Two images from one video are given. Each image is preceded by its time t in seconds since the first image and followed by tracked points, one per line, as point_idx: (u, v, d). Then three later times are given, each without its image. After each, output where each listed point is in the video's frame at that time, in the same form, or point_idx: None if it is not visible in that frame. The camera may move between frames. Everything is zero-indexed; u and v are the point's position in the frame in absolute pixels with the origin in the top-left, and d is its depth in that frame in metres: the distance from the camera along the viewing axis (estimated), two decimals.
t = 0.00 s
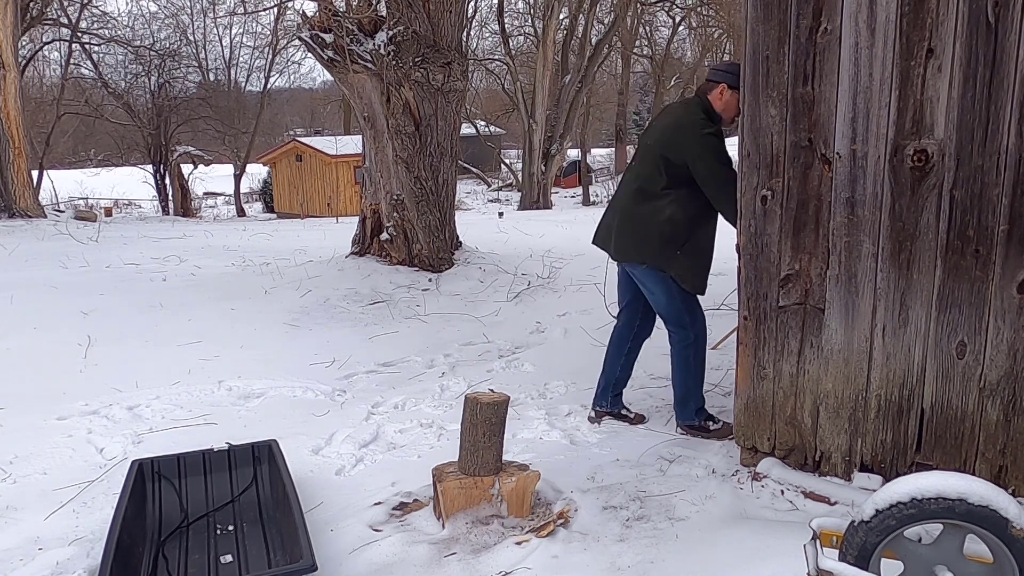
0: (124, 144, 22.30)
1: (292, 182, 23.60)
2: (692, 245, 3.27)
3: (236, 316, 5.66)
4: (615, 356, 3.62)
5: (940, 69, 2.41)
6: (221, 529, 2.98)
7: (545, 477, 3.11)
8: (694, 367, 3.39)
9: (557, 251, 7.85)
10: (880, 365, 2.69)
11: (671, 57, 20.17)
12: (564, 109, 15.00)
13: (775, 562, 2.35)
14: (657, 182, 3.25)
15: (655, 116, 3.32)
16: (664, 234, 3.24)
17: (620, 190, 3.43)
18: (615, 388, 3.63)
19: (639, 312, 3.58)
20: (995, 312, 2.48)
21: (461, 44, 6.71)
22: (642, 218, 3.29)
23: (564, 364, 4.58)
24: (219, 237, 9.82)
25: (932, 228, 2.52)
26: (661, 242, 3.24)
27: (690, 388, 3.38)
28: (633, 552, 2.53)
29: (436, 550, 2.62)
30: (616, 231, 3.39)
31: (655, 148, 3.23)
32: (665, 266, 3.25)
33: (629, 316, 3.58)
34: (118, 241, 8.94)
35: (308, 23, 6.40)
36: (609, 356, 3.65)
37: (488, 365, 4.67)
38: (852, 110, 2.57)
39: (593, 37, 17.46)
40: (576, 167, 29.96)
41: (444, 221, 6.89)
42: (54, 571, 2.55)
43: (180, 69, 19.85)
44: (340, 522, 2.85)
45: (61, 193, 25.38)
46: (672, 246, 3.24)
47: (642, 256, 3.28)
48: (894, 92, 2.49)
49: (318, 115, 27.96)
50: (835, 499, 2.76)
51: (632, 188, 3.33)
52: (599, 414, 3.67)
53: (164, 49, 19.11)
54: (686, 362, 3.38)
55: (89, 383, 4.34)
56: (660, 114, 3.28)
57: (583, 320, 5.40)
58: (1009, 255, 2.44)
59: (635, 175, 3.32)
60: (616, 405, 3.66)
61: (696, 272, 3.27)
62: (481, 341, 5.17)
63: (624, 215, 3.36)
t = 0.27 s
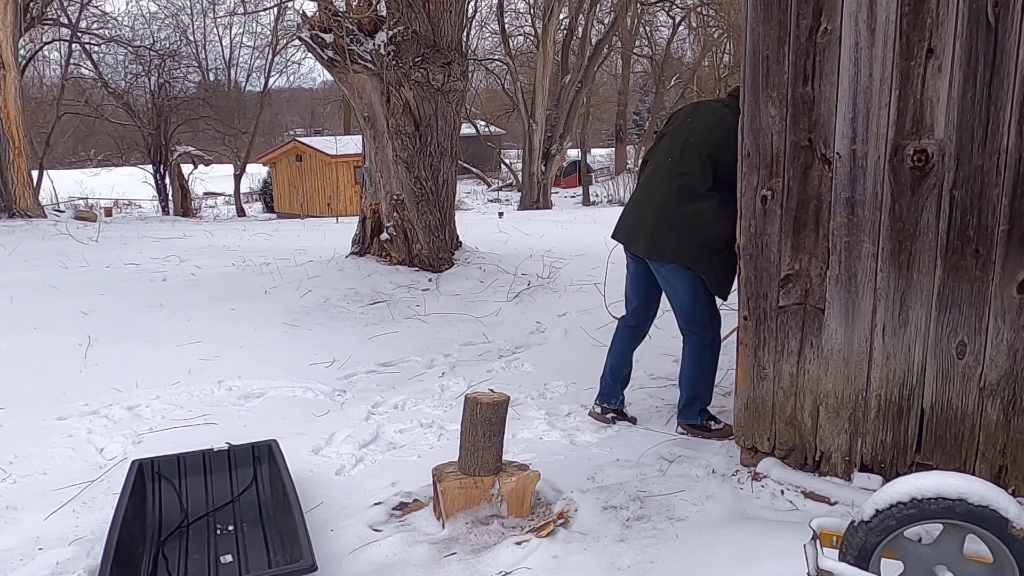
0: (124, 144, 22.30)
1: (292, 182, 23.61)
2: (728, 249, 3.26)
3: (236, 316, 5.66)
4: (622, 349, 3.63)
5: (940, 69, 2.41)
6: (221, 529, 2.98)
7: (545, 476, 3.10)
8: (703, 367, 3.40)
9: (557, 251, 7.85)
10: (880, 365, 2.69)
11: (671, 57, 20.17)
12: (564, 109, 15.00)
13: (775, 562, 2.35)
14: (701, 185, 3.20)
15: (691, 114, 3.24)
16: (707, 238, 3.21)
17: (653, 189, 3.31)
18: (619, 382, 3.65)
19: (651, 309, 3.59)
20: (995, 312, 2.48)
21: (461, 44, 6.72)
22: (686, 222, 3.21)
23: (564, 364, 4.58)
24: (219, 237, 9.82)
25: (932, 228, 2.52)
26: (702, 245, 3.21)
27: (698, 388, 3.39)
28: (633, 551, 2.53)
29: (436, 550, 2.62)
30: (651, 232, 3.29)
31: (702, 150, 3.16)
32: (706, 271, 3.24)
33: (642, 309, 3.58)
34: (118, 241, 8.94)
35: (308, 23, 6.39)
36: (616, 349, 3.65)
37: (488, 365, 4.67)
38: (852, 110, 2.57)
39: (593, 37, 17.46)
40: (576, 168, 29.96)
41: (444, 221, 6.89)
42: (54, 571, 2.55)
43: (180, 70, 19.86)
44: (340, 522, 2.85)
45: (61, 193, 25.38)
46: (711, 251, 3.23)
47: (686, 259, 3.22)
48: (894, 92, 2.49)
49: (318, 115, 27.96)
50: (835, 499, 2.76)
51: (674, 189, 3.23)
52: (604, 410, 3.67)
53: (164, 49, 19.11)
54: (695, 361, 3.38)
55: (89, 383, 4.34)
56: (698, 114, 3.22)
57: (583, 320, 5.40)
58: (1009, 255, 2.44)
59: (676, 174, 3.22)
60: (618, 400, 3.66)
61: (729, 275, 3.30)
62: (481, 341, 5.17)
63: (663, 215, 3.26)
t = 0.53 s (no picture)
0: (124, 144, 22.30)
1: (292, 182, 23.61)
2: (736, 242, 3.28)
3: (236, 316, 5.66)
4: (634, 337, 3.77)
5: (940, 69, 2.41)
6: (221, 529, 2.98)
7: (545, 476, 3.10)
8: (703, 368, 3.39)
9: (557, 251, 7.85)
10: (880, 365, 2.69)
11: (671, 57, 20.18)
12: (564, 109, 15.01)
13: (775, 562, 2.35)
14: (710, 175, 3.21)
15: (692, 109, 3.26)
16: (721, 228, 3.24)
17: (659, 188, 3.35)
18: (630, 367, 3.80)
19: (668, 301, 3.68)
20: (995, 312, 2.48)
21: (461, 44, 6.72)
22: (697, 215, 3.23)
23: (564, 364, 4.58)
24: (219, 237, 9.82)
25: (932, 228, 2.52)
26: (718, 236, 3.24)
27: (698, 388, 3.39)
28: (633, 552, 2.53)
29: (436, 550, 2.62)
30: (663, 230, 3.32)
31: (708, 141, 3.18)
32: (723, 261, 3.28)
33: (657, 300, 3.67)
34: (118, 241, 8.94)
35: (308, 23, 6.39)
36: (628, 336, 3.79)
37: (488, 365, 4.67)
38: (852, 110, 2.57)
39: (593, 37, 17.46)
40: (575, 168, 29.97)
41: (444, 221, 6.89)
42: (54, 571, 2.55)
43: (180, 70, 19.86)
44: (340, 522, 2.85)
45: (61, 193, 25.38)
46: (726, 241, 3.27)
47: (701, 252, 3.25)
48: (894, 92, 2.49)
49: (318, 115, 27.96)
50: (835, 499, 2.76)
51: (682, 184, 3.26)
52: (609, 391, 3.84)
53: (164, 49, 19.11)
54: (695, 361, 3.38)
55: (89, 383, 4.34)
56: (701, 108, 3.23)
57: (583, 320, 5.40)
58: (1009, 255, 2.44)
59: (684, 168, 3.24)
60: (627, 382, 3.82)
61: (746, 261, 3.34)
62: (481, 341, 5.17)
63: (672, 212, 3.29)
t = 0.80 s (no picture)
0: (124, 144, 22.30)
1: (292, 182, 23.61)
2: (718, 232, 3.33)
3: (236, 316, 5.66)
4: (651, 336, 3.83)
5: (940, 69, 2.41)
6: (221, 529, 2.98)
7: (545, 476, 3.11)
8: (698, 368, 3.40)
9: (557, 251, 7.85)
10: (880, 365, 2.68)
11: (671, 57, 20.17)
12: (564, 109, 15.01)
13: (774, 562, 2.35)
14: (687, 164, 3.30)
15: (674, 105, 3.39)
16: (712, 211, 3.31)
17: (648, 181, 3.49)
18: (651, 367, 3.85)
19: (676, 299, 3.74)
20: (995, 312, 2.48)
21: (461, 44, 6.72)
22: (684, 202, 3.32)
23: (564, 364, 4.58)
24: (219, 237, 9.82)
25: (932, 228, 2.52)
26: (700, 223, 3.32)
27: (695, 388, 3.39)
28: (633, 552, 2.53)
29: (436, 550, 2.62)
30: (654, 222, 3.40)
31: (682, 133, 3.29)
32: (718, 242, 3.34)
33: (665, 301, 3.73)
34: (118, 241, 8.94)
35: (308, 23, 6.40)
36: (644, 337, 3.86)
37: (488, 365, 4.67)
38: (852, 110, 2.57)
39: (593, 37, 17.46)
40: (575, 168, 29.97)
41: (444, 221, 6.89)
42: (54, 571, 2.55)
43: (180, 70, 19.85)
44: (340, 522, 2.85)
45: (61, 193, 25.37)
46: (719, 222, 3.33)
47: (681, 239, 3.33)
48: (894, 92, 2.49)
49: (318, 115, 27.96)
50: (835, 499, 2.76)
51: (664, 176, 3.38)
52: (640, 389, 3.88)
53: (164, 49, 19.11)
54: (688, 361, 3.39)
55: (89, 383, 4.34)
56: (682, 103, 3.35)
57: (583, 320, 5.40)
58: (1009, 255, 2.44)
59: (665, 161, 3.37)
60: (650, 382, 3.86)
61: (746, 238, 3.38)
62: (481, 341, 5.17)
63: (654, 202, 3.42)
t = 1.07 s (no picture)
0: (124, 144, 22.29)
1: (292, 182, 23.62)
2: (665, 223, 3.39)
3: (236, 316, 5.65)
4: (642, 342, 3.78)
5: (940, 69, 2.41)
6: (221, 529, 2.98)
7: (545, 476, 3.10)
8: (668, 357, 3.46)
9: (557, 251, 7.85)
10: (880, 365, 2.68)
11: (671, 57, 20.17)
12: (564, 109, 15.01)
13: (774, 562, 2.35)
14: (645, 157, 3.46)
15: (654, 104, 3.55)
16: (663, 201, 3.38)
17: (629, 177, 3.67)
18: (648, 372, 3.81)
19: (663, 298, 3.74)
20: (995, 312, 2.48)
21: (461, 44, 6.72)
22: (640, 189, 3.43)
23: (564, 364, 4.58)
24: (219, 237, 9.82)
25: (932, 228, 2.52)
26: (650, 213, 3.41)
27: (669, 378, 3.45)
28: (633, 551, 2.53)
29: (436, 550, 2.62)
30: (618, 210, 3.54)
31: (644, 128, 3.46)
32: (667, 232, 3.38)
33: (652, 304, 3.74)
34: (118, 241, 8.93)
35: (308, 23, 6.39)
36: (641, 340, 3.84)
37: (488, 365, 4.67)
38: (852, 110, 2.57)
39: (593, 37, 17.46)
40: (575, 168, 29.98)
41: (444, 221, 6.89)
42: (54, 570, 2.55)
43: (180, 70, 19.86)
44: (340, 522, 2.85)
45: (61, 193, 25.37)
46: (671, 212, 3.38)
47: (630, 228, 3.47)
48: (894, 92, 2.49)
49: (318, 115, 27.97)
50: (835, 499, 2.76)
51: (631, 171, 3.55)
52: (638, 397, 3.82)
53: (164, 49, 19.11)
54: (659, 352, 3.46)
55: (88, 383, 4.33)
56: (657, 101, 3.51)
57: (583, 320, 5.40)
58: (1009, 255, 2.44)
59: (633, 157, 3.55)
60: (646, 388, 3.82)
61: (696, 235, 3.39)
62: (481, 341, 5.17)
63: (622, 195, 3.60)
